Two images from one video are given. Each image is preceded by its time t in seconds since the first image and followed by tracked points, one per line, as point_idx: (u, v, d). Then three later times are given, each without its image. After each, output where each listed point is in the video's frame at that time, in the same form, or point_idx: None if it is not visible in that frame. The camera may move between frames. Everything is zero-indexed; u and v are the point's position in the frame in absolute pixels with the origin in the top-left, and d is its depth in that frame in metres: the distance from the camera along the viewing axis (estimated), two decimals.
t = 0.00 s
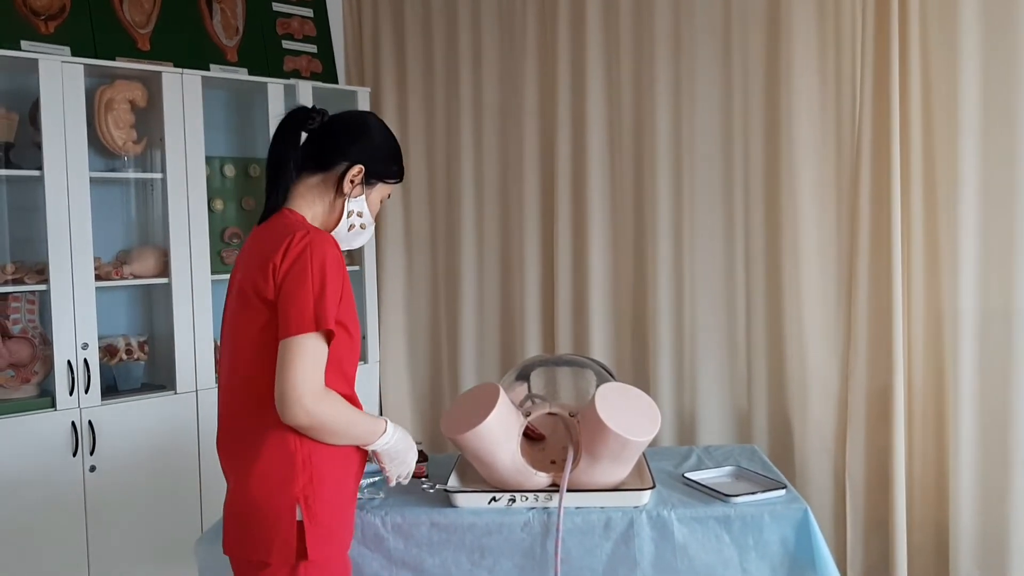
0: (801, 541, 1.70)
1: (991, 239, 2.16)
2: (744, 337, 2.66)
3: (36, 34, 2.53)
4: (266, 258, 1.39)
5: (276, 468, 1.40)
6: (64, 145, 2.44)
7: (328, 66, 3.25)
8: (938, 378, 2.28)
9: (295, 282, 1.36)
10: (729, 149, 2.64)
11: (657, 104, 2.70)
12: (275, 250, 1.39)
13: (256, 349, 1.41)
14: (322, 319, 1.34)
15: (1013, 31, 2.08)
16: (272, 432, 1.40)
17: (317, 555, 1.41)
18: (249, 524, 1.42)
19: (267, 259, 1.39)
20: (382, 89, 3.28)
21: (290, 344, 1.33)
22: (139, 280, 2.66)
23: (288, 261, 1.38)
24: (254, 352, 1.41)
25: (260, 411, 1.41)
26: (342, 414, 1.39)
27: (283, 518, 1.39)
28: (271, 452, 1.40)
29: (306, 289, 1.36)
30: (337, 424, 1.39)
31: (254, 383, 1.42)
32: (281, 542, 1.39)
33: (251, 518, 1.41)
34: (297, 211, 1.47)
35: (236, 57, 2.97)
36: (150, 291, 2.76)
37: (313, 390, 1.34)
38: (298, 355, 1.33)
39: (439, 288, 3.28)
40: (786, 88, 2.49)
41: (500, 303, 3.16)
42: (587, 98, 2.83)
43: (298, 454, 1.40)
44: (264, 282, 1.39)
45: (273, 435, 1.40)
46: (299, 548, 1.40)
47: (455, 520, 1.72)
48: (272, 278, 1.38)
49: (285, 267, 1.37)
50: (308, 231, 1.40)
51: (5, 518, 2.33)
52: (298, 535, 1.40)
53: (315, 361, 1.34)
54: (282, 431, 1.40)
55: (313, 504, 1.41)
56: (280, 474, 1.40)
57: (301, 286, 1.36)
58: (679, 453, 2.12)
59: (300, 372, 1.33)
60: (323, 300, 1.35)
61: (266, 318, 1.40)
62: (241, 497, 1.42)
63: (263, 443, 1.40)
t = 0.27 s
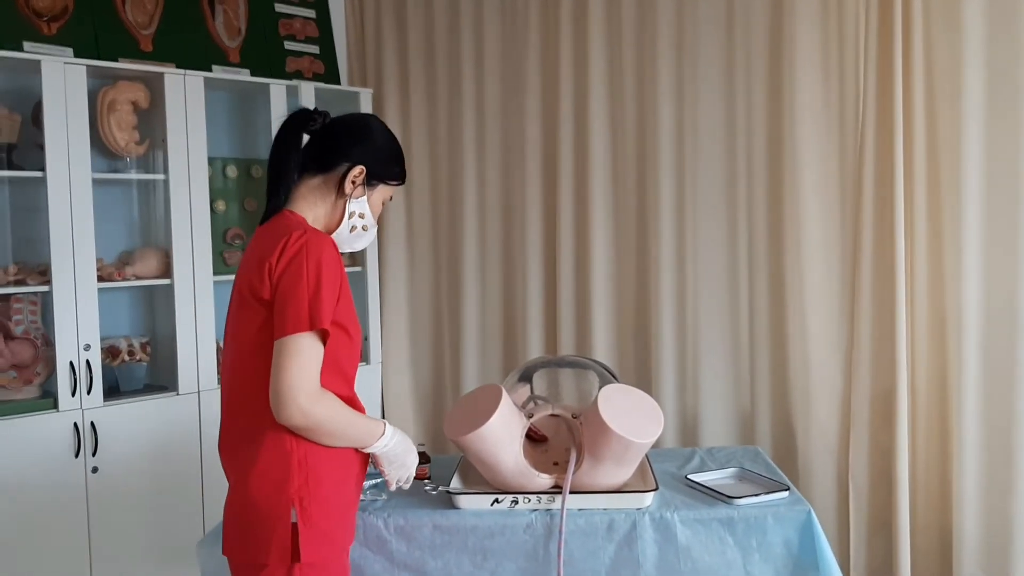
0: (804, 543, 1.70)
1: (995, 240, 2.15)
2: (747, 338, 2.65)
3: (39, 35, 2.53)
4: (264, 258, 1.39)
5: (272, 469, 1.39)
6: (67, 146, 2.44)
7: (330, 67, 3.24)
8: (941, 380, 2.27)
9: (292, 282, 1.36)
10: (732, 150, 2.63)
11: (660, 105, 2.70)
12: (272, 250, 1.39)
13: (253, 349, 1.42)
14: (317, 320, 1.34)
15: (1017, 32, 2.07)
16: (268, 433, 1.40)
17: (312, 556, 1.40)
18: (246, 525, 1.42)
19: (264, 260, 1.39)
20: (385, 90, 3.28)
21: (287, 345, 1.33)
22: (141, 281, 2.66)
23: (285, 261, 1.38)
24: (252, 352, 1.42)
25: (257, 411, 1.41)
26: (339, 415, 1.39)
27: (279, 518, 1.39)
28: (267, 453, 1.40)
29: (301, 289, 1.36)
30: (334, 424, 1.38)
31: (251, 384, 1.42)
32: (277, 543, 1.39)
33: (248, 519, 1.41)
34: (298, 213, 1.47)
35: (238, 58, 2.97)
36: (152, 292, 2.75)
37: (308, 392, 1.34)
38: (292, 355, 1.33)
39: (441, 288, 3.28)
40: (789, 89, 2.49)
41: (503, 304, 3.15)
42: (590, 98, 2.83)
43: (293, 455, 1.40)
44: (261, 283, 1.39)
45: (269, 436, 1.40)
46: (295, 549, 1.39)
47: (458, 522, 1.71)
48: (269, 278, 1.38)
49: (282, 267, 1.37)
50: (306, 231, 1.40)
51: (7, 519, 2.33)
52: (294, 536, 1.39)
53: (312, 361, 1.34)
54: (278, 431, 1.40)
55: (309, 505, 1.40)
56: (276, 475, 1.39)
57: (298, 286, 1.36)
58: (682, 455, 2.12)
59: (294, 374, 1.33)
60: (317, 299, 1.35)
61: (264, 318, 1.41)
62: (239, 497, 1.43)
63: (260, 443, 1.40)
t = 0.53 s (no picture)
0: (803, 544, 1.70)
1: (994, 241, 2.15)
2: (746, 339, 2.66)
3: (39, 35, 2.54)
4: (260, 259, 1.40)
5: (265, 468, 1.40)
6: (67, 146, 2.44)
7: (330, 68, 3.25)
8: (940, 380, 2.28)
9: (285, 283, 1.36)
10: (732, 151, 2.64)
11: (660, 106, 2.70)
12: (268, 251, 1.39)
13: (249, 349, 1.42)
14: (309, 321, 1.33)
15: (1017, 33, 2.07)
16: (262, 432, 1.40)
17: (303, 556, 1.40)
18: (240, 523, 1.42)
19: (260, 260, 1.40)
20: (385, 90, 3.28)
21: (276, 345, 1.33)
22: (141, 281, 2.66)
23: (280, 262, 1.38)
24: (247, 351, 1.42)
25: (252, 411, 1.42)
26: (332, 415, 1.39)
27: (271, 517, 1.39)
28: (260, 452, 1.40)
29: (294, 290, 1.35)
30: (327, 426, 1.38)
31: (246, 383, 1.43)
32: (269, 542, 1.39)
33: (242, 517, 1.42)
34: (299, 213, 1.47)
35: (239, 58, 2.97)
36: (152, 292, 2.76)
37: (299, 393, 1.33)
38: (281, 356, 1.33)
39: (441, 289, 3.28)
40: (788, 90, 2.49)
41: (503, 304, 3.16)
42: (590, 99, 2.83)
43: (285, 455, 1.39)
44: (257, 283, 1.40)
45: (263, 435, 1.40)
46: (286, 549, 1.39)
47: (456, 522, 1.72)
48: (265, 278, 1.39)
49: (276, 268, 1.38)
50: (302, 232, 1.41)
51: (7, 519, 2.34)
52: (285, 536, 1.39)
53: (303, 361, 1.34)
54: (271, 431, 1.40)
55: (300, 505, 1.40)
56: (268, 475, 1.40)
57: (291, 287, 1.36)
58: (681, 455, 2.12)
59: (284, 375, 1.32)
60: (309, 301, 1.34)
61: (259, 317, 1.41)
62: (234, 496, 1.43)
63: (254, 443, 1.41)
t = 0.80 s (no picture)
0: (801, 544, 1.70)
1: (993, 241, 2.15)
2: (745, 339, 2.65)
3: (37, 34, 2.54)
4: (274, 258, 1.39)
5: (276, 467, 1.40)
6: (66, 145, 2.44)
7: (329, 67, 3.25)
8: (939, 380, 2.27)
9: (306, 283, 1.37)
10: (732, 150, 2.63)
11: (659, 105, 2.70)
12: (283, 250, 1.39)
13: (256, 348, 1.41)
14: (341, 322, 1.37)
15: (1016, 32, 2.07)
16: (272, 431, 1.40)
17: (315, 553, 1.42)
18: (247, 523, 1.41)
19: (273, 259, 1.39)
20: (384, 90, 3.28)
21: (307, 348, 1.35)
22: (139, 280, 2.66)
23: (297, 262, 1.38)
24: (254, 351, 1.41)
25: (260, 410, 1.41)
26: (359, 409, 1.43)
27: (284, 515, 1.39)
28: (270, 451, 1.40)
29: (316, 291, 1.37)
30: (359, 420, 1.43)
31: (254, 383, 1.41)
32: (280, 541, 1.39)
33: (249, 517, 1.41)
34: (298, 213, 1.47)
35: (237, 57, 2.97)
36: (151, 291, 2.76)
37: (334, 393, 1.37)
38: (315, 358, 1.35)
39: (440, 288, 3.28)
40: (788, 90, 2.49)
41: (502, 304, 3.15)
42: (589, 98, 2.83)
43: (299, 453, 1.41)
44: (269, 282, 1.39)
45: (273, 434, 1.40)
46: (300, 546, 1.40)
47: (455, 522, 1.72)
48: (279, 278, 1.38)
49: (293, 268, 1.38)
50: (315, 233, 1.41)
51: (5, 518, 2.34)
52: (298, 533, 1.40)
53: (336, 362, 1.37)
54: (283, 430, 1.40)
55: (312, 502, 1.42)
56: (279, 474, 1.40)
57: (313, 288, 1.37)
58: (680, 455, 2.12)
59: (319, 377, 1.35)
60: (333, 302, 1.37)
61: (269, 317, 1.40)
62: (236, 494, 1.42)
63: (263, 442, 1.40)
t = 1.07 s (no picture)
0: (799, 542, 1.70)
1: (992, 240, 2.15)
2: (744, 338, 2.65)
3: (36, 33, 2.54)
4: (289, 255, 1.39)
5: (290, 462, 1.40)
6: (64, 144, 2.44)
7: (328, 66, 3.25)
8: (938, 380, 2.27)
9: (324, 280, 1.39)
10: (731, 150, 2.63)
11: (658, 105, 2.70)
12: (299, 247, 1.39)
13: (268, 344, 1.40)
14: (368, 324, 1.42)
15: (1014, 31, 2.07)
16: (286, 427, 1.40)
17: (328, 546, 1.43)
18: (258, 519, 1.40)
19: (289, 256, 1.39)
20: (383, 89, 3.28)
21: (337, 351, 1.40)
22: (137, 279, 2.66)
23: (314, 259, 1.39)
24: (265, 346, 1.40)
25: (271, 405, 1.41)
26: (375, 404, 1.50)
27: (299, 510, 1.40)
28: (285, 446, 1.40)
29: (334, 288, 1.39)
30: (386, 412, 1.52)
31: (265, 378, 1.41)
32: (296, 536, 1.40)
33: (261, 512, 1.40)
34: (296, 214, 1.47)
35: (236, 56, 2.97)
36: (150, 291, 2.76)
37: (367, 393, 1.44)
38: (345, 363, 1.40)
39: (439, 288, 3.28)
40: (787, 89, 2.49)
41: (501, 303, 3.15)
42: (588, 98, 2.83)
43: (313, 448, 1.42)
44: (284, 278, 1.39)
45: (289, 432, 1.40)
46: (314, 540, 1.41)
47: (453, 521, 1.72)
48: (297, 274, 1.39)
49: (311, 264, 1.39)
50: (326, 232, 1.42)
51: (4, 518, 2.34)
52: (312, 527, 1.41)
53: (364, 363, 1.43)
54: (298, 425, 1.41)
55: (325, 498, 1.43)
56: (294, 468, 1.40)
57: (330, 285, 1.39)
58: (679, 454, 2.12)
59: (354, 382, 1.41)
60: (351, 299, 1.40)
61: (282, 312, 1.40)
62: (247, 493, 1.41)
63: (276, 438, 1.40)
